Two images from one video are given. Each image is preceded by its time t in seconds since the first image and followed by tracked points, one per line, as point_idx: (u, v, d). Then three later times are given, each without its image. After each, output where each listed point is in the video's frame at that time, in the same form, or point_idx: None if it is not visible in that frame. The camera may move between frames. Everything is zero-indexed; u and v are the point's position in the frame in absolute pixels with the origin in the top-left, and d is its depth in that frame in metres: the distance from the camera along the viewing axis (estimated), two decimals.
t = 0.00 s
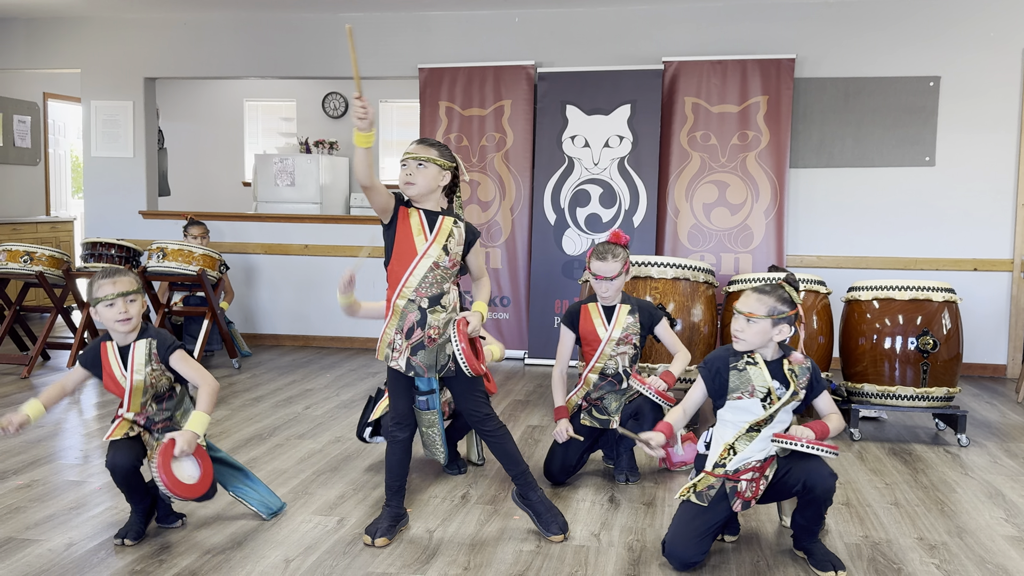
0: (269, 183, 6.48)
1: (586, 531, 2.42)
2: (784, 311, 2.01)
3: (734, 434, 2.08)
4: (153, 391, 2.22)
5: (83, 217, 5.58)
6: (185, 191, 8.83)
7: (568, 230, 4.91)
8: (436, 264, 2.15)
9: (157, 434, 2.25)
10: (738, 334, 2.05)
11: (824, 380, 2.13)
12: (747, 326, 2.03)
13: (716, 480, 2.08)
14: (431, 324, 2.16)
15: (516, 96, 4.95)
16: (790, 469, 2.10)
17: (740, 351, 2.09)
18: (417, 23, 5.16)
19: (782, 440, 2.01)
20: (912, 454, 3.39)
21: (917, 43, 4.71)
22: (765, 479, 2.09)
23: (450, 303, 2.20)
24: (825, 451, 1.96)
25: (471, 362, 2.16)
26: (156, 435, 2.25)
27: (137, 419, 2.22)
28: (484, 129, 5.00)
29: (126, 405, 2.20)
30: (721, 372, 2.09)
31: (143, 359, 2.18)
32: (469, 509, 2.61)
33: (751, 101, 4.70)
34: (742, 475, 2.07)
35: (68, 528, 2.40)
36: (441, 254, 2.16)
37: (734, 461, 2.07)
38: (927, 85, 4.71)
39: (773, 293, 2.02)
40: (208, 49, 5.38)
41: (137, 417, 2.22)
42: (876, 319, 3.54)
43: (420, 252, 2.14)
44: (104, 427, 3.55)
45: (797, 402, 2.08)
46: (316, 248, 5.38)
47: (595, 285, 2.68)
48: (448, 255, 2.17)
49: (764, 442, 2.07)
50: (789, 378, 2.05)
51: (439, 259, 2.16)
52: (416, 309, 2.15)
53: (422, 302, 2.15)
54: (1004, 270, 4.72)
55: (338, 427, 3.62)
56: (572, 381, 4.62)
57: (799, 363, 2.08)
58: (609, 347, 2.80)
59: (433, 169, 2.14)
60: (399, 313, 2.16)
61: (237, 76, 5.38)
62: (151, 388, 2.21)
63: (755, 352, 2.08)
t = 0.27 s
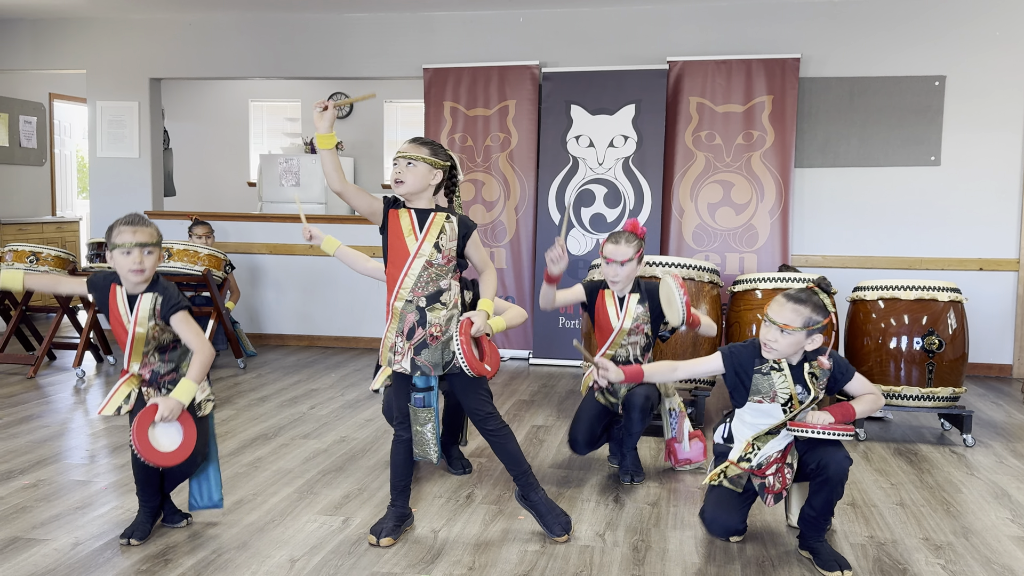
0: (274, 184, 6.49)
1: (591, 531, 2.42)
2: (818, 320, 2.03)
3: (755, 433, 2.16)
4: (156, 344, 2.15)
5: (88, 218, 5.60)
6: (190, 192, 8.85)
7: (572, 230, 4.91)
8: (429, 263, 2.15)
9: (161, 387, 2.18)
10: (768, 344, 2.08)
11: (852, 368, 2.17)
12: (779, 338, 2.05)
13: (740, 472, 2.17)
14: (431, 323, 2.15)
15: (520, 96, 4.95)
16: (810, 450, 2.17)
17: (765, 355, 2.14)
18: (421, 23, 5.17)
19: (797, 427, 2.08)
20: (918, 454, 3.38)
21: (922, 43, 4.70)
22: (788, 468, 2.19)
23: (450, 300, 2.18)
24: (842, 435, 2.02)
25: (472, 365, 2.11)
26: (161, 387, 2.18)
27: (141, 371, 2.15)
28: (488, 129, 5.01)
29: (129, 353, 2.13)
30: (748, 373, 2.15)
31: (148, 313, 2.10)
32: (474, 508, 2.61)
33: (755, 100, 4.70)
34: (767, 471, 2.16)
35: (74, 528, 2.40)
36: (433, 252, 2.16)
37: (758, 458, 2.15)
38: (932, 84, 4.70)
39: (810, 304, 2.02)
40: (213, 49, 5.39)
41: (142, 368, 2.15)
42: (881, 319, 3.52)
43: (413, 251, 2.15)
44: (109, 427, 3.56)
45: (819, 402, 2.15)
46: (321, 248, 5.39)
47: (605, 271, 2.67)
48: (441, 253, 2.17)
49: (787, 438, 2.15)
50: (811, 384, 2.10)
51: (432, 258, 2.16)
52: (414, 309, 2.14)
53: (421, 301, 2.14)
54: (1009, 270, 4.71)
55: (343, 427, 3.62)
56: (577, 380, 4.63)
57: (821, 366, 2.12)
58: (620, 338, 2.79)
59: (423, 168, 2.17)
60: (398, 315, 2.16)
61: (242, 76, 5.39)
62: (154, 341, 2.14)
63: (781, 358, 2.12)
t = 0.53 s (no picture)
0: (279, 185, 6.50)
1: (596, 533, 2.42)
2: (840, 304, 1.98)
3: (768, 395, 2.15)
4: (189, 318, 2.21)
5: (94, 219, 5.61)
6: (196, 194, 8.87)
7: (578, 231, 4.91)
8: (472, 274, 2.16)
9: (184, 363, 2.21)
10: (791, 330, 2.00)
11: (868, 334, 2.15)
12: (803, 326, 1.98)
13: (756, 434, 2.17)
14: (467, 331, 2.17)
15: (526, 97, 4.95)
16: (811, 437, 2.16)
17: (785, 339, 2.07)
18: (427, 25, 5.17)
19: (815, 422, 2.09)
20: (924, 456, 3.37)
21: (928, 44, 4.69)
22: (797, 436, 2.16)
23: (485, 309, 2.21)
24: (858, 446, 2.01)
25: (512, 370, 2.18)
26: (184, 363, 2.21)
27: (170, 344, 2.21)
28: (493, 131, 5.01)
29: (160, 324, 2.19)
30: (769, 355, 2.06)
31: (188, 283, 2.16)
32: (479, 510, 2.61)
33: (761, 102, 4.70)
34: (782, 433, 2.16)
35: (81, 529, 2.41)
36: (475, 264, 2.17)
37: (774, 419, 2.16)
38: (938, 86, 4.69)
39: (833, 290, 1.95)
40: (219, 51, 5.40)
41: (171, 341, 2.21)
42: (887, 321, 3.51)
43: (454, 262, 2.15)
44: (115, 428, 3.57)
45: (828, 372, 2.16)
46: (327, 249, 5.40)
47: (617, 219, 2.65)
48: (483, 264, 2.18)
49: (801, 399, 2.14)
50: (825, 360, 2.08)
51: (474, 269, 2.17)
52: (453, 319, 2.16)
53: (460, 311, 2.17)
54: (1016, 272, 4.70)
55: (349, 428, 3.63)
56: (583, 382, 4.63)
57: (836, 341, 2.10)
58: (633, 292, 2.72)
59: (466, 180, 2.16)
60: (434, 323, 2.16)
61: (248, 78, 5.40)
62: (189, 313, 2.21)
63: (798, 345, 2.06)
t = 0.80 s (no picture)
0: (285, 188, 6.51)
1: (602, 537, 2.41)
2: (836, 232, 1.96)
3: (762, 343, 2.12)
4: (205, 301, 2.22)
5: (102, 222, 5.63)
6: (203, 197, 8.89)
7: (583, 234, 4.91)
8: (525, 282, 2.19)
9: (194, 343, 2.24)
10: (790, 263, 1.96)
11: (864, 294, 2.08)
12: (800, 256, 1.94)
13: (751, 388, 2.17)
14: (511, 335, 2.20)
15: (531, 100, 4.95)
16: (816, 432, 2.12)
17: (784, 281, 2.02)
18: (433, 28, 5.18)
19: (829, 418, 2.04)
20: (931, 460, 3.36)
21: (934, 47, 4.68)
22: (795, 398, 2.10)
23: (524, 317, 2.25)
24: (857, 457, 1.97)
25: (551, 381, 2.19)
26: (190, 344, 2.23)
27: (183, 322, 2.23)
28: (499, 134, 5.01)
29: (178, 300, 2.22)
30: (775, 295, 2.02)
31: (212, 260, 2.24)
32: (485, 513, 2.61)
33: (767, 105, 4.69)
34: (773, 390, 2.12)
35: (87, 531, 2.42)
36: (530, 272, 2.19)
37: (764, 369, 2.13)
38: (944, 89, 4.68)
39: (825, 219, 1.94)
40: (226, 54, 5.42)
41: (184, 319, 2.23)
42: (894, 324, 3.49)
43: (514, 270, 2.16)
44: (122, 430, 3.57)
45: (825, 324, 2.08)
46: (333, 252, 5.40)
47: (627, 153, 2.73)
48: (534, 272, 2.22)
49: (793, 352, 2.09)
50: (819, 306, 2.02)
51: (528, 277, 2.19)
52: (500, 322, 2.18)
53: (507, 317, 2.19)
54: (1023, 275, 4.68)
55: (355, 431, 3.63)
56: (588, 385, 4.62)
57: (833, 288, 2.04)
58: (634, 235, 2.75)
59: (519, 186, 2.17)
60: (480, 325, 2.16)
61: (254, 82, 5.41)
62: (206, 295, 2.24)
63: (796, 287, 2.03)
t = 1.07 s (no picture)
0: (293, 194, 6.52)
1: (610, 542, 2.42)
2: (811, 179, 1.93)
3: (744, 310, 2.03)
4: (185, 291, 2.22)
5: (110, 228, 5.66)
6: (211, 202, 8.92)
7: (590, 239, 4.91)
8: (520, 276, 2.16)
9: (178, 336, 2.25)
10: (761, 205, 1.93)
11: (846, 270, 1.95)
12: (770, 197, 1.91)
13: (727, 353, 2.07)
14: (515, 334, 2.18)
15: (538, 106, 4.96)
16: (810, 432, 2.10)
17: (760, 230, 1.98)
18: (440, 34, 5.20)
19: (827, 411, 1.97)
20: (939, 467, 3.35)
21: (942, 53, 4.67)
22: (775, 378, 2.00)
23: (530, 313, 2.22)
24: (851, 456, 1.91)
25: (540, 391, 2.13)
26: (174, 336, 2.25)
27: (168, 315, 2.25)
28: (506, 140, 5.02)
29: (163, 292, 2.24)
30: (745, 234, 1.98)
31: (196, 254, 2.22)
32: (492, 519, 2.61)
33: (774, 111, 4.69)
34: (749, 360, 2.03)
35: (96, 536, 2.43)
36: (525, 265, 2.16)
37: (739, 339, 2.04)
38: (951, 94, 4.67)
39: (799, 162, 1.93)
40: (233, 60, 5.44)
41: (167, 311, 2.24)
42: (901, 330, 3.49)
43: (505, 263, 2.15)
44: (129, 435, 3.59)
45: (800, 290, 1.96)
46: (340, 258, 5.41)
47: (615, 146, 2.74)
48: (532, 266, 2.19)
49: (771, 324, 2.00)
50: (788, 262, 1.93)
51: (523, 270, 2.17)
52: (501, 319, 2.17)
53: (507, 313, 2.17)
54: None
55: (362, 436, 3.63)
56: (595, 391, 4.62)
57: (811, 251, 1.94)
58: (619, 223, 2.74)
59: (517, 179, 2.14)
60: (483, 321, 2.17)
61: (262, 88, 5.44)
62: (186, 290, 2.22)
63: (771, 237, 1.96)
